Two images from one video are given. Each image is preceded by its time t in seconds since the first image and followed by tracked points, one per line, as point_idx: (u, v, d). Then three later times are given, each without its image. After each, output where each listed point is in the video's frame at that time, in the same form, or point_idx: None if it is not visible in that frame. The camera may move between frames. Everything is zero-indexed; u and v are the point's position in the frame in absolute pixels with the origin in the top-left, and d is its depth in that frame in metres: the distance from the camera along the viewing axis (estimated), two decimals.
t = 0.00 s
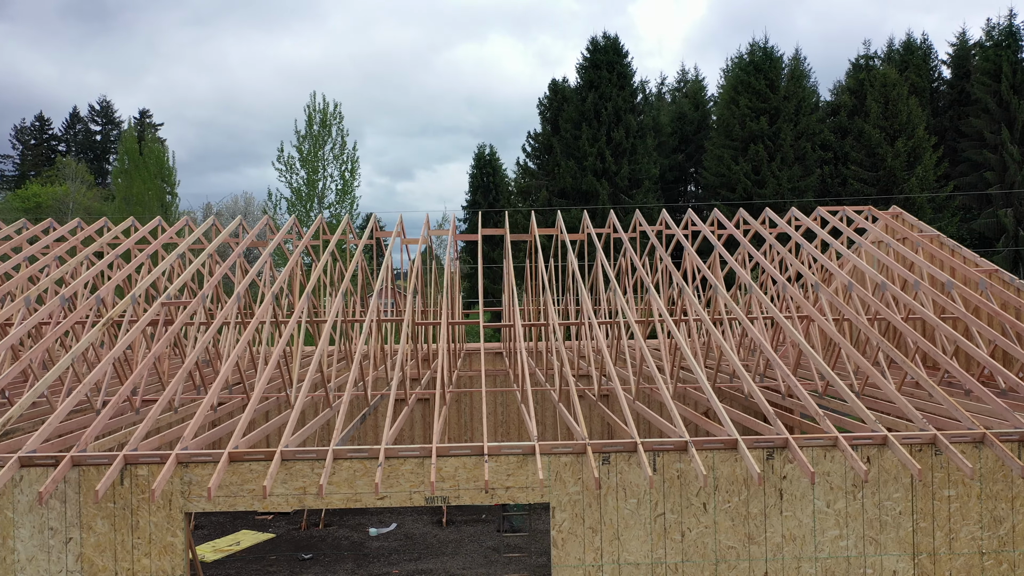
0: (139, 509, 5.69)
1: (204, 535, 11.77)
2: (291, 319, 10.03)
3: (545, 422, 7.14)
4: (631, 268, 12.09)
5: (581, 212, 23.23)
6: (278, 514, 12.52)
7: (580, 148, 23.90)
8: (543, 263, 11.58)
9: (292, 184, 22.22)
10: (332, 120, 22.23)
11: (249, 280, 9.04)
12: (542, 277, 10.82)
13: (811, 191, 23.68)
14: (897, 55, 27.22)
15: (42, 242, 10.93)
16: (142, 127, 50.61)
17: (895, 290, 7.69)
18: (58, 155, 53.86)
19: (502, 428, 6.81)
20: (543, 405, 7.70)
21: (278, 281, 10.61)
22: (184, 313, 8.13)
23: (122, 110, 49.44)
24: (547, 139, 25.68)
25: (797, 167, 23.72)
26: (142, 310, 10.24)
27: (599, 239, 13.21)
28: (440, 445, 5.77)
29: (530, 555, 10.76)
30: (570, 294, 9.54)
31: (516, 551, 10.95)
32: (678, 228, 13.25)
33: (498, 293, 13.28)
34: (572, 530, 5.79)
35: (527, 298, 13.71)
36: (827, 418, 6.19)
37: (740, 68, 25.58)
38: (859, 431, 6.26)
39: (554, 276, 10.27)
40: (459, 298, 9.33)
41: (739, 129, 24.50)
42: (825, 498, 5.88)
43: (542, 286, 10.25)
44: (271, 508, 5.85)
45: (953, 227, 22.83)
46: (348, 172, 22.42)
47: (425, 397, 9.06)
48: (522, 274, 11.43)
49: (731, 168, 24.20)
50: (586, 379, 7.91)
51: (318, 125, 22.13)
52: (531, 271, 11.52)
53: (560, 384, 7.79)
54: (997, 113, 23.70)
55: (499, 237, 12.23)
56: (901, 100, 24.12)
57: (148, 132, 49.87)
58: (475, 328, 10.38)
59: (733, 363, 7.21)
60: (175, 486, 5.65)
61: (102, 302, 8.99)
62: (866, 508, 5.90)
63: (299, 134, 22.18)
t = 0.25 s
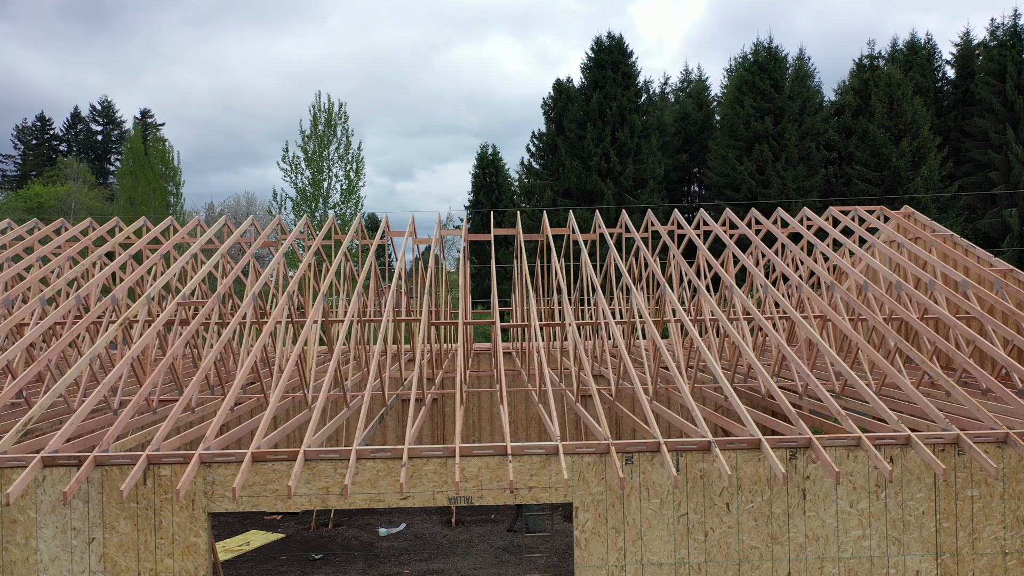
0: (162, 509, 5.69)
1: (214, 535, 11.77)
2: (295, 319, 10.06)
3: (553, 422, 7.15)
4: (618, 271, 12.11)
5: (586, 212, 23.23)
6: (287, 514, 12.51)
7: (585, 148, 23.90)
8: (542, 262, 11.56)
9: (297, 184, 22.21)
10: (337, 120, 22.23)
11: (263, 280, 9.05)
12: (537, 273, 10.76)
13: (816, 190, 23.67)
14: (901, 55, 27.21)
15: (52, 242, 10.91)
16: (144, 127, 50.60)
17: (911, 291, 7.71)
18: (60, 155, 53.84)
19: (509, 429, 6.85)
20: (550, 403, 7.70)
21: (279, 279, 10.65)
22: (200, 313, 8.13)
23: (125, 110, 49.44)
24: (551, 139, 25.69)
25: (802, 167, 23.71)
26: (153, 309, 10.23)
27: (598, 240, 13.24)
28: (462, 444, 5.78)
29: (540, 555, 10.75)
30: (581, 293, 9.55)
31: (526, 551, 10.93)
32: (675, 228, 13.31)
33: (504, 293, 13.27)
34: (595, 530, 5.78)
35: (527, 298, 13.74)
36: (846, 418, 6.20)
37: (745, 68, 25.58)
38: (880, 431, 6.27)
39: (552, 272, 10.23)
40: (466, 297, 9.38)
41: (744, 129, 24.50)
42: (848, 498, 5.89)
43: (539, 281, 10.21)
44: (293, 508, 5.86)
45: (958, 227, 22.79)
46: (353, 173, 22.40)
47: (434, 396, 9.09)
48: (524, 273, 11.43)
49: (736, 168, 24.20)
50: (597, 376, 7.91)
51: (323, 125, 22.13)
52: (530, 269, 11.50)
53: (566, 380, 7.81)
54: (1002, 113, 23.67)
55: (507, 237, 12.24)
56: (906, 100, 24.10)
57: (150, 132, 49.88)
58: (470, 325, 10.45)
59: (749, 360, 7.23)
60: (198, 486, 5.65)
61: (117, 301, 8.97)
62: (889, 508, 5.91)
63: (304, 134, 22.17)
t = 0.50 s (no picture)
0: (188, 509, 5.71)
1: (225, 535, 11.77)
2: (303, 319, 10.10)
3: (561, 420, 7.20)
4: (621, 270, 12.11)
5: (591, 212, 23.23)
6: (297, 514, 12.50)
7: (590, 148, 23.90)
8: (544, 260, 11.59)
9: (303, 184, 22.21)
10: (343, 120, 22.22)
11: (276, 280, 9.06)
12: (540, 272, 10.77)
13: (821, 190, 23.68)
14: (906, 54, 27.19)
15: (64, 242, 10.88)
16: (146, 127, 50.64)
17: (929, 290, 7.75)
18: (62, 154, 53.90)
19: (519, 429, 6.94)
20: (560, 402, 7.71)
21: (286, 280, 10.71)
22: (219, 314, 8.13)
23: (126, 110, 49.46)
24: (556, 139, 25.70)
25: (807, 166, 23.73)
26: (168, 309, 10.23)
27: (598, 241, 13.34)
28: (490, 444, 5.82)
29: (553, 555, 10.75)
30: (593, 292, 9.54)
31: (539, 551, 10.94)
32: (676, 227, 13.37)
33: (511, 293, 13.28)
34: (622, 530, 5.80)
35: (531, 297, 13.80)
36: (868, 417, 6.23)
37: (750, 68, 25.59)
38: (904, 431, 6.30)
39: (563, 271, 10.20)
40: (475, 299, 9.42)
41: (749, 129, 24.51)
42: (874, 498, 5.91)
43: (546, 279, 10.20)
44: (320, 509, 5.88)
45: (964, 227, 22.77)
46: (359, 172, 22.39)
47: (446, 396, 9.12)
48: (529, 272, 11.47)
49: (741, 168, 24.21)
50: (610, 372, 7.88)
51: (329, 125, 22.13)
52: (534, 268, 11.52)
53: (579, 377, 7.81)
54: (1007, 113, 23.65)
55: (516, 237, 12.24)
56: (911, 100, 24.10)
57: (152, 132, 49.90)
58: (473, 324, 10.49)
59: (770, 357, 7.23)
60: (225, 486, 5.68)
61: (134, 301, 8.96)
62: (915, 508, 5.93)
63: (310, 134, 22.17)
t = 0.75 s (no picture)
0: (210, 510, 5.72)
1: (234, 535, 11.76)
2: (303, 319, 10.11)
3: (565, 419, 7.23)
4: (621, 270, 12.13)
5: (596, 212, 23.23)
6: (306, 514, 12.49)
7: (595, 148, 23.90)
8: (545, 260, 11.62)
9: (308, 184, 22.21)
10: (348, 120, 22.22)
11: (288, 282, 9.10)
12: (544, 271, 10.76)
13: (826, 190, 23.68)
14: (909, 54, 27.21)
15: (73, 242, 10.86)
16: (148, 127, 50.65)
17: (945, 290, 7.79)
18: (63, 154, 53.92)
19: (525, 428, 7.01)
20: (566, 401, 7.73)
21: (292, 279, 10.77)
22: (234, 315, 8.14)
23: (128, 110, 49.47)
24: (560, 139, 25.70)
25: (811, 166, 23.73)
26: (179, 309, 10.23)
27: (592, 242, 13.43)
28: (512, 445, 5.83)
29: (564, 555, 10.74)
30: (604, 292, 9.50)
31: (549, 551, 10.94)
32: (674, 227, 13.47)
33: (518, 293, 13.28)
34: (645, 530, 5.80)
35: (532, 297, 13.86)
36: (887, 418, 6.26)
37: (755, 68, 25.58)
38: (925, 431, 6.31)
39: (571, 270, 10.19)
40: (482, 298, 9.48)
41: (753, 129, 24.51)
42: (897, 498, 5.91)
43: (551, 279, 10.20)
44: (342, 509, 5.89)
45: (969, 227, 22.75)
46: (364, 172, 22.38)
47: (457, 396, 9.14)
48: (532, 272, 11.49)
49: (745, 168, 24.21)
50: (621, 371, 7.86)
51: (334, 125, 22.12)
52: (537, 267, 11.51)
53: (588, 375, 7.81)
54: (1011, 113, 23.63)
55: (524, 237, 12.27)
56: (916, 100, 24.10)
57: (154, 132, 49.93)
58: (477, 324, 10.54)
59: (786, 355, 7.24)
60: (247, 486, 5.68)
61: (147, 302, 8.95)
62: (939, 508, 5.93)
63: (315, 134, 22.16)
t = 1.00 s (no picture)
0: (236, 510, 5.74)
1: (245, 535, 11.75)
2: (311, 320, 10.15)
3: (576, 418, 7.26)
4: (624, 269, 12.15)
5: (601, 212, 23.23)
6: (315, 514, 12.49)
7: (600, 148, 23.90)
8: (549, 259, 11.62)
9: (313, 184, 22.21)
10: (353, 119, 22.21)
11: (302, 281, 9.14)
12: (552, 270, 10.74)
13: (831, 190, 23.67)
14: (914, 54, 27.19)
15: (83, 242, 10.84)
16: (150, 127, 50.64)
17: (963, 289, 7.86)
18: (65, 155, 53.97)
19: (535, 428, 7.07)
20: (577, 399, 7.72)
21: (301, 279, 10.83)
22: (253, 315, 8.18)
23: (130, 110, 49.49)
24: (565, 139, 25.70)
25: (816, 166, 23.74)
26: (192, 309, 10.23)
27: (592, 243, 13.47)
28: (538, 445, 5.86)
29: (575, 556, 10.74)
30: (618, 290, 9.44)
31: (561, 551, 10.93)
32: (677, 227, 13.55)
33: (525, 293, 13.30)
34: (671, 530, 5.83)
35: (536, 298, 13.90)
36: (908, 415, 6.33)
37: (760, 68, 25.58)
38: (949, 431, 6.34)
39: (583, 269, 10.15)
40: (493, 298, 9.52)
41: (759, 129, 24.51)
42: (923, 499, 5.94)
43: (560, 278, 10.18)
44: (367, 509, 5.92)
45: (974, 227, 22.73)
46: (369, 172, 22.36)
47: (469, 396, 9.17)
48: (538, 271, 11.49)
49: (750, 168, 24.22)
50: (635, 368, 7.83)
51: (340, 124, 22.12)
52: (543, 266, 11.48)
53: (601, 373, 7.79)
54: (1017, 113, 23.58)
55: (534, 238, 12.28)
56: (922, 100, 24.10)
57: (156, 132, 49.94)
58: (483, 324, 10.58)
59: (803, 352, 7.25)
60: (274, 486, 5.71)
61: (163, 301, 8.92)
62: (964, 508, 5.95)
63: (320, 134, 22.17)
